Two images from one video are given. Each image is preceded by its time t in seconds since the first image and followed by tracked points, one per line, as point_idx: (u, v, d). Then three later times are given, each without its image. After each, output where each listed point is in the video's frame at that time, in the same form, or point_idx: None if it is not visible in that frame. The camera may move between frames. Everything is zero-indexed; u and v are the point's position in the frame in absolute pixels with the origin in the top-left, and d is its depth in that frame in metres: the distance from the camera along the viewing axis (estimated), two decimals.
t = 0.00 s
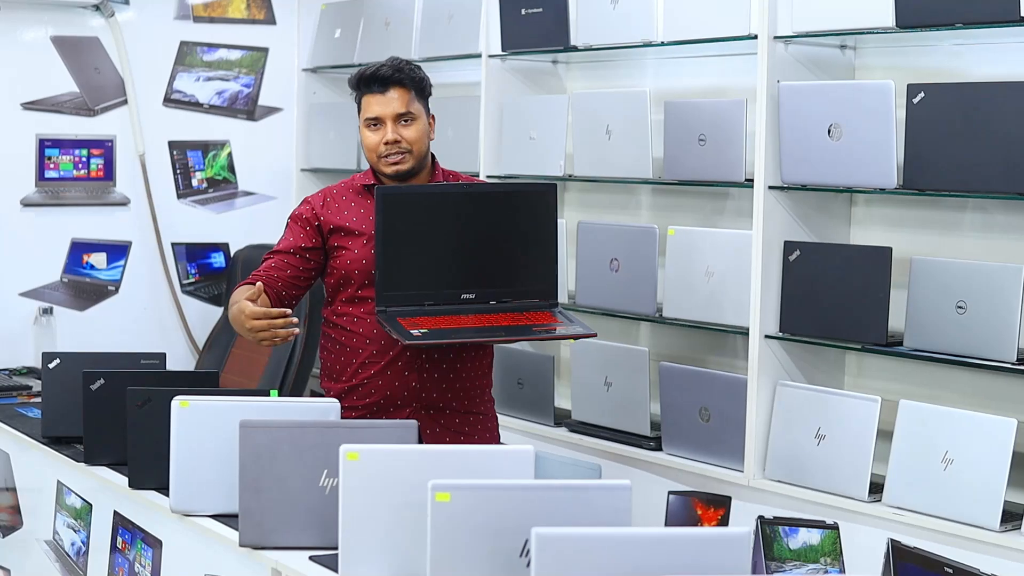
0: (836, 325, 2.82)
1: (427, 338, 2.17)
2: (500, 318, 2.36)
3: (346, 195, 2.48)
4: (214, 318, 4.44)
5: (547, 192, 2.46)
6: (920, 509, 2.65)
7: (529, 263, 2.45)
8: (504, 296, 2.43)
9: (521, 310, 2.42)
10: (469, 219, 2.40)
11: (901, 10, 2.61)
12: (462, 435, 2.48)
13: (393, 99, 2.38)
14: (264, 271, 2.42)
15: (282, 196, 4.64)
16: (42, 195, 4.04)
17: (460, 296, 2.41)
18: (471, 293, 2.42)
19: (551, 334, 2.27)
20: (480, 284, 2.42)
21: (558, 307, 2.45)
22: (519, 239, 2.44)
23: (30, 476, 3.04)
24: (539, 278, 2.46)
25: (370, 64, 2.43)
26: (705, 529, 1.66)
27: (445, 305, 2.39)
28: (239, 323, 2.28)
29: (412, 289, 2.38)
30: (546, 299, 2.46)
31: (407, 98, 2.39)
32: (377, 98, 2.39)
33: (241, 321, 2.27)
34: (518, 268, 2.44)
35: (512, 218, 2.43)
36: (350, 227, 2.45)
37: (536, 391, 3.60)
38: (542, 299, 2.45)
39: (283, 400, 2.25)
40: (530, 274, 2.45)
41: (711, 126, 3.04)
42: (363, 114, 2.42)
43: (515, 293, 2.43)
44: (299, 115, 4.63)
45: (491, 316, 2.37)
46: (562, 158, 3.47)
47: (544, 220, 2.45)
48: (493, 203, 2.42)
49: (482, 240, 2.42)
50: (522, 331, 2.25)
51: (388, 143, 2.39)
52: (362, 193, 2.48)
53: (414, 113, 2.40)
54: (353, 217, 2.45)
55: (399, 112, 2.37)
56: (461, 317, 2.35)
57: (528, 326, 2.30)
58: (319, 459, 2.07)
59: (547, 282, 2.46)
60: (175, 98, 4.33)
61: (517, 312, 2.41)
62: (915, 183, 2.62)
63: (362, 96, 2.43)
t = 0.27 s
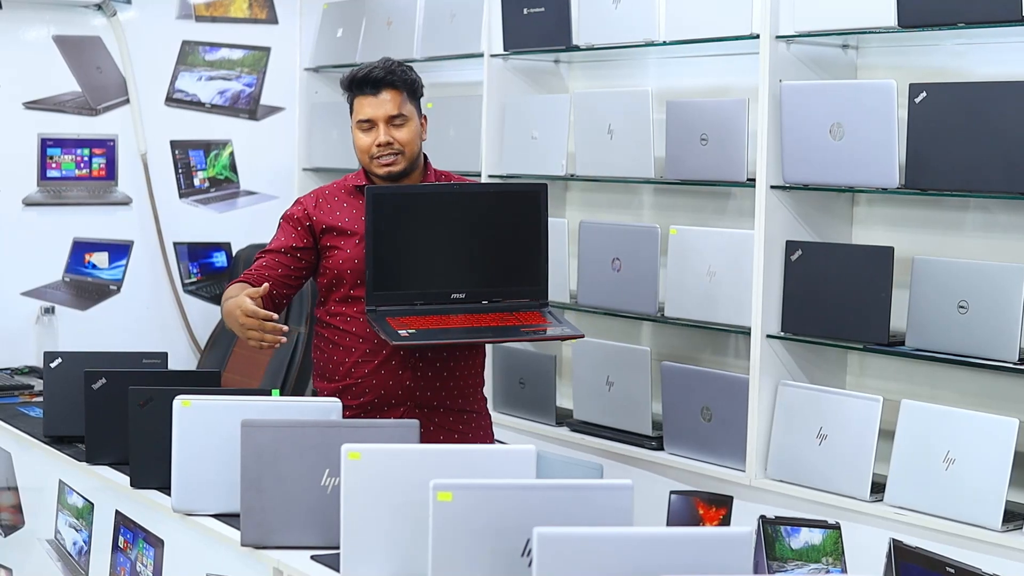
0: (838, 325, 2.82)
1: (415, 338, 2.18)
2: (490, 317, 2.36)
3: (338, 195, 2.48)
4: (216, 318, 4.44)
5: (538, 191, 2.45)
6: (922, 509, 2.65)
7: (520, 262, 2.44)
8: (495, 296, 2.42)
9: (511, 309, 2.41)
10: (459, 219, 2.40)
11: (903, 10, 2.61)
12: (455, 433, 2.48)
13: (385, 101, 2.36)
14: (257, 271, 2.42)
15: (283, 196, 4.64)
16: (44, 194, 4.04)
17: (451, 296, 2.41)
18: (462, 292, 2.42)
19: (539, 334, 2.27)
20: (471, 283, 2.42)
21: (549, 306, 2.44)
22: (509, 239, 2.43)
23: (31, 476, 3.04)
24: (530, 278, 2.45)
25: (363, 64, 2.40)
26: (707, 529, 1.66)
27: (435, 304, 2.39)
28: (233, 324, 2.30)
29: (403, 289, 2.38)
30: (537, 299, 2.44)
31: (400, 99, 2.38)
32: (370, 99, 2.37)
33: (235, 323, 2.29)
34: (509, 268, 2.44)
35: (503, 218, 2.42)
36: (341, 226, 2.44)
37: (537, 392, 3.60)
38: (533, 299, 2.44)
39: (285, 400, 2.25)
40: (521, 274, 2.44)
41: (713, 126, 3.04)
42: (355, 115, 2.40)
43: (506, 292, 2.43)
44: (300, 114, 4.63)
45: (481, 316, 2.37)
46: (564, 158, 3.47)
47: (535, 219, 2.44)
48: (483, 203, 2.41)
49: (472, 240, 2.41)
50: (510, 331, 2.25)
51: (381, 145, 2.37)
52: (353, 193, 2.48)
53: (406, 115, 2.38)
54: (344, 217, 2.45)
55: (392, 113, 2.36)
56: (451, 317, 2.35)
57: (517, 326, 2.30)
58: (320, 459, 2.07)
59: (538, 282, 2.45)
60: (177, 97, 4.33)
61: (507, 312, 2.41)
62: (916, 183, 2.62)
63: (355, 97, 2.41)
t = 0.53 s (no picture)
0: (839, 325, 2.82)
1: (414, 337, 2.18)
2: (488, 317, 2.37)
3: (337, 194, 2.46)
4: (217, 317, 4.45)
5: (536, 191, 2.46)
6: (923, 509, 2.65)
7: (518, 262, 2.45)
8: (493, 296, 2.43)
9: (509, 309, 2.42)
10: (459, 220, 2.40)
11: (904, 10, 2.61)
12: (453, 433, 2.48)
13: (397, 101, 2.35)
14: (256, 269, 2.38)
15: (285, 196, 4.64)
16: (46, 193, 4.05)
17: (449, 296, 2.41)
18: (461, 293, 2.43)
19: (537, 332, 2.27)
20: (469, 284, 2.43)
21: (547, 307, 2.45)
22: (508, 239, 2.44)
23: (33, 475, 3.04)
24: (528, 279, 2.46)
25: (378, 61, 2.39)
26: (708, 529, 1.66)
27: (433, 304, 2.40)
28: (264, 259, 2.22)
29: (402, 288, 2.39)
30: (535, 300, 2.46)
31: (411, 102, 2.36)
32: (381, 96, 2.36)
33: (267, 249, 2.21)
34: (507, 268, 2.44)
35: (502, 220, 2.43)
36: (342, 224, 2.42)
37: (539, 391, 3.60)
38: (530, 299, 2.45)
39: (286, 399, 2.25)
40: (519, 274, 2.45)
41: (714, 126, 3.04)
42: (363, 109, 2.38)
43: (504, 292, 2.44)
44: (301, 114, 4.63)
45: (479, 316, 2.38)
46: (565, 158, 3.47)
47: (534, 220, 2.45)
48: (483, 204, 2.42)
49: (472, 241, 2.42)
50: (508, 330, 2.26)
51: (386, 143, 2.36)
52: (353, 191, 2.47)
53: (415, 118, 2.37)
54: (345, 215, 2.44)
55: (402, 115, 2.34)
56: (449, 316, 2.36)
57: (515, 326, 2.30)
58: (322, 458, 2.07)
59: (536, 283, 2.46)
60: (178, 97, 4.33)
61: (505, 313, 2.42)
62: (918, 183, 2.62)
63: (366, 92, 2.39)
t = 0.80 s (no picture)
0: (839, 325, 2.82)
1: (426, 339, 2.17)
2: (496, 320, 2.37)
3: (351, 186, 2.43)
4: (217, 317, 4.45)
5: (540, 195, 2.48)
6: (923, 509, 2.65)
7: (525, 266, 2.45)
8: (499, 300, 2.43)
9: (516, 312, 2.42)
10: (466, 224, 2.41)
11: (904, 10, 2.61)
12: (458, 434, 2.47)
13: (430, 109, 2.30)
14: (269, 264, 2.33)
15: (285, 195, 4.64)
16: (46, 193, 4.05)
17: (456, 299, 2.41)
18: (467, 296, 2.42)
19: (545, 334, 2.26)
20: (476, 287, 2.42)
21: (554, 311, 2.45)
22: (514, 243, 2.45)
23: (33, 474, 3.04)
24: (535, 283, 2.46)
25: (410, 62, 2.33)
26: (707, 529, 1.66)
27: (441, 307, 2.39)
28: (307, 201, 2.15)
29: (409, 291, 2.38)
30: (542, 303, 2.46)
31: (442, 110, 2.32)
32: (414, 100, 2.30)
33: (315, 192, 2.14)
34: (514, 271, 2.45)
35: (509, 223, 2.44)
36: (355, 221, 2.39)
37: (539, 391, 3.60)
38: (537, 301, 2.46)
39: (286, 399, 2.25)
40: (526, 278, 2.45)
41: (714, 126, 3.04)
42: (392, 109, 2.31)
43: (511, 295, 2.44)
44: (302, 114, 4.63)
45: (486, 319, 2.38)
46: (566, 158, 3.47)
47: (538, 224, 2.47)
48: (490, 208, 2.43)
49: (478, 245, 2.42)
50: (519, 333, 2.25)
51: (413, 149, 2.31)
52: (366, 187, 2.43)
53: (444, 127, 2.33)
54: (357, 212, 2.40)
55: (433, 122, 2.30)
56: (458, 320, 2.35)
57: (525, 329, 2.30)
58: (322, 458, 2.07)
59: (543, 286, 2.47)
60: (179, 97, 4.33)
61: (512, 316, 2.42)
62: (918, 183, 2.62)
63: (395, 92, 2.33)
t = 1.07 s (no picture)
0: (838, 325, 2.82)
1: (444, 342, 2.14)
2: (510, 325, 2.34)
3: (375, 184, 2.41)
4: (216, 315, 4.45)
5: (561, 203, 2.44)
6: (921, 508, 2.66)
7: (540, 272, 2.43)
8: (513, 305, 2.40)
9: (531, 319, 2.39)
10: (485, 227, 2.36)
11: (903, 10, 2.61)
12: (467, 435, 2.47)
13: (463, 108, 2.29)
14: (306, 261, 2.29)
15: (284, 194, 4.64)
16: (44, 191, 4.04)
17: (470, 302, 2.37)
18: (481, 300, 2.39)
19: (560, 342, 2.25)
20: (491, 291, 2.39)
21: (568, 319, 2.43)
22: (532, 250, 2.42)
23: (32, 473, 3.04)
24: (550, 290, 2.44)
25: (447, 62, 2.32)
26: (706, 528, 1.66)
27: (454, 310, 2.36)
28: (390, 278, 2.11)
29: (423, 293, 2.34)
30: (555, 311, 2.44)
31: (476, 111, 2.31)
32: (449, 99, 2.28)
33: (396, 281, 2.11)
34: (530, 278, 2.42)
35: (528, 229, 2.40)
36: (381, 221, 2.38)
37: (539, 390, 3.60)
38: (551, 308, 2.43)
39: (285, 397, 2.25)
40: (541, 284, 2.43)
41: (713, 125, 3.04)
42: (425, 106, 2.30)
43: (525, 301, 2.41)
44: (301, 112, 4.63)
45: (500, 324, 2.34)
46: (565, 156, 3.47)
47: (558, 232, 2.43)
48: (510, 212, 2.39)
49: (496, 249, 2.39)
50: (534, 339, 2.23)
51: (443, 147, 2.29)
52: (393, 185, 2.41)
53: (476, 128, 2.31)
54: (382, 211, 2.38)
55: (467, 123, 2.29)
56: (473, 324, 2.32)
57: (540, 335, 2.28)
58: (320, 457, 2.07)
59: (557, 294, 2.44)
60: (178, 95, 4.33)
61: (526, 322, 2.39)
62: (917, 182, 2.62)
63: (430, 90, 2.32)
